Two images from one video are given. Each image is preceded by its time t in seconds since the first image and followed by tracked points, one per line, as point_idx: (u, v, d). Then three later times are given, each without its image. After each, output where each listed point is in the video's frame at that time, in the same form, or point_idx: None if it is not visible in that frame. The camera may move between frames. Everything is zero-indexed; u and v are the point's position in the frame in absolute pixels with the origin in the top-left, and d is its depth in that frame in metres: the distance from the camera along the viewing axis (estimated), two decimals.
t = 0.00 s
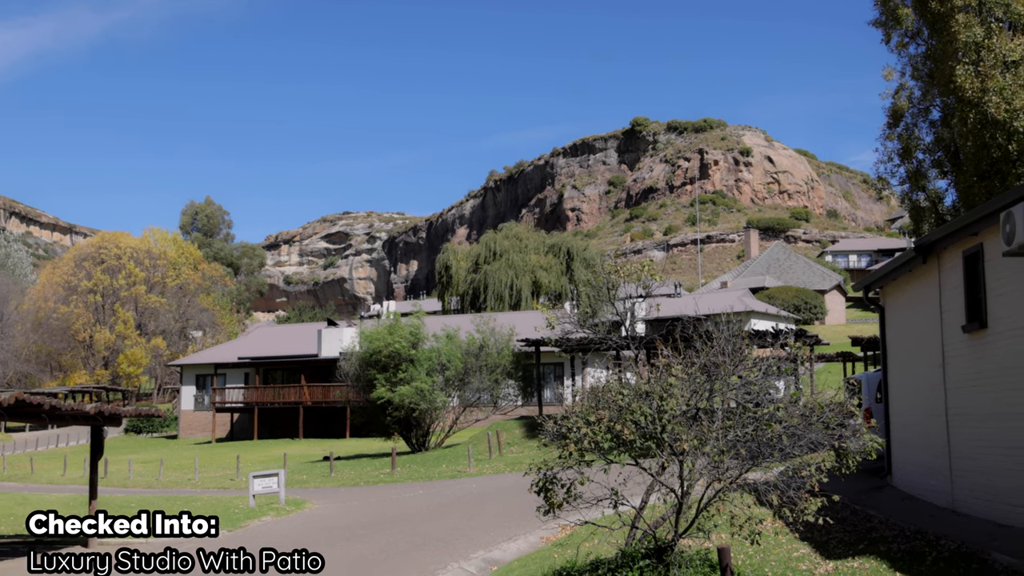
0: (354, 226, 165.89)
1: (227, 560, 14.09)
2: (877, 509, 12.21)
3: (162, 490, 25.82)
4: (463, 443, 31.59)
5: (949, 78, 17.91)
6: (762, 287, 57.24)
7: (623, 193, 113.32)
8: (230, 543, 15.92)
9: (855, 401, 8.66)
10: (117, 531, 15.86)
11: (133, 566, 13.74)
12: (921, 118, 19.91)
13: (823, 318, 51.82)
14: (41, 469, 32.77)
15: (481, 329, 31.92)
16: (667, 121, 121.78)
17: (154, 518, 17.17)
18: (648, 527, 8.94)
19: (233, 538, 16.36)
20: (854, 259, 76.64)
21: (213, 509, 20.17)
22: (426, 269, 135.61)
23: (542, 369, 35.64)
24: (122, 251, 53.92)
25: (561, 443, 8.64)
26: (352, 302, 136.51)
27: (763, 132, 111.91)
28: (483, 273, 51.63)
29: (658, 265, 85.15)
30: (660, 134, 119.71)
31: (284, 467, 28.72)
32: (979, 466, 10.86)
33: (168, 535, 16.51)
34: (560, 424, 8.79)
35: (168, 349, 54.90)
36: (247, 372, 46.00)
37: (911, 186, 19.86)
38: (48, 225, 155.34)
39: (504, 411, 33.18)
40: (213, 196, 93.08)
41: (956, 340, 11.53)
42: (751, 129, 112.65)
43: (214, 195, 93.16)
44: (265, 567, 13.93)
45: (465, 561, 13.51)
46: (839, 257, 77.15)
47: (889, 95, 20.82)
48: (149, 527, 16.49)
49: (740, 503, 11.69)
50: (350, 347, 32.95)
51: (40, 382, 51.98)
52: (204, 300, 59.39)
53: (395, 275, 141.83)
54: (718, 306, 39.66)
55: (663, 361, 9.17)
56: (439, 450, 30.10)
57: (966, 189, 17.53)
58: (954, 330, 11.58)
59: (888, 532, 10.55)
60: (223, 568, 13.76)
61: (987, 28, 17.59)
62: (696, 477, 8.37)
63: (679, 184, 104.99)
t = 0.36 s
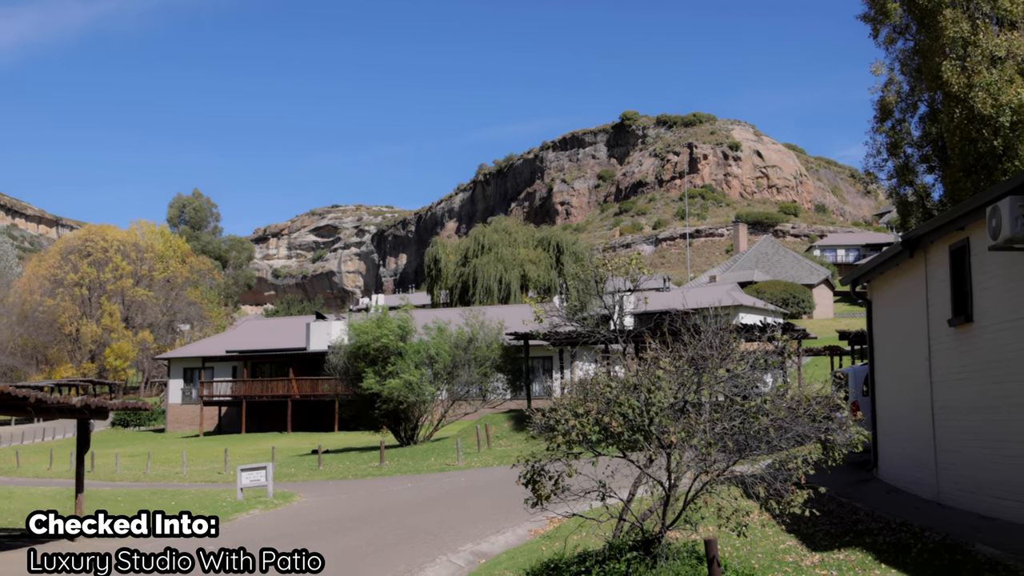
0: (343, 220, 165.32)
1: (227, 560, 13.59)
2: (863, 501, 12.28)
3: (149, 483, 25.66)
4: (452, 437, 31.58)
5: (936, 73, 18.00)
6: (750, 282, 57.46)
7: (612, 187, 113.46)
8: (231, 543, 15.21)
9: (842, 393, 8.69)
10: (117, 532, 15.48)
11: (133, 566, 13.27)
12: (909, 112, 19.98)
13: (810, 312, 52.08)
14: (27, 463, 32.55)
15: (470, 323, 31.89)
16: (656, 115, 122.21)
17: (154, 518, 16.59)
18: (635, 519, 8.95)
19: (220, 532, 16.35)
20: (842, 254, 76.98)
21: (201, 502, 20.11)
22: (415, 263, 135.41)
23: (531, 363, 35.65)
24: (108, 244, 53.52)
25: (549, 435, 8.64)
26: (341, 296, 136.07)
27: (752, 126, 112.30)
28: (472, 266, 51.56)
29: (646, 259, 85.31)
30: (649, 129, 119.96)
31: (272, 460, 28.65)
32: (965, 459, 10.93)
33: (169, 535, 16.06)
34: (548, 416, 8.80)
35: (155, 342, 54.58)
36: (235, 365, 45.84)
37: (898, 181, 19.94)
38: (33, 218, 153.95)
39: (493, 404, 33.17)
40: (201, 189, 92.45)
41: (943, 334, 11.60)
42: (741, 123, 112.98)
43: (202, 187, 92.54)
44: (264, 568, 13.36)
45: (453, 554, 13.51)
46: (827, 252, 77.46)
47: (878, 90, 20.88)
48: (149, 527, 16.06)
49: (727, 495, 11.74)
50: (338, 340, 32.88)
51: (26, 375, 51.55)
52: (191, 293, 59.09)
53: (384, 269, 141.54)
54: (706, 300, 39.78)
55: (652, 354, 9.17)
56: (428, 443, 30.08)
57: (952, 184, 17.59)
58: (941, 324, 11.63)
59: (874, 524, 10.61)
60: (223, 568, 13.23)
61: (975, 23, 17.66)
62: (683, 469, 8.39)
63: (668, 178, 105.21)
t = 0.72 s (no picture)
0: (324, 213, 164.46)
1: (227, 561, 13.02)
2: (841, 493, 12.37)
3: (128, 477, 25.39)
4: (433, 430, 31.51)
5: (915, 69, 18.13)
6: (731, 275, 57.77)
7: (594, 181, 113.62)
8: (231, 543, 14.55)
9: (820, 386, 8.70)
10: (117, 532, 15.00)
11: (133, 566, 12.91)
12: (888, 107, 20.09)
13: (791, 306, 52.44)
14: (4, 457, 32.16)
15: (451, 316, 31.83)
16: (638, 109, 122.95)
17: (155, 517, 15.92)
18: (615, 510, 8.94)
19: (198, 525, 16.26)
20: (823, 248, 77.50)
21: (180, 496, 19.97)
22: (397, 256, 135.03)
23: (512, 356, 35.63)
24: (86, 236, 52.92)
25: (529, 426, 8.62)
26: (321, 289, 135.30)
27: (733, 121, 112.85)
28: (453, 259, 51.39)
29: (628, 253, 85.54)
30: (631, 122, 120.37)
31: (252, 453, 28.49)
32: (942, 450, 11.02)
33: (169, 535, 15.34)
34: (528, 407, 8.78)
35: (134, 335, 54.02)
36: (215, 358, 45.48)
37: (878, 176, 20.07)
38: (10, 210, 151.86)
39: (474, 397, 33.12)
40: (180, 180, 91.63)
41: (921, 327, 11.69)
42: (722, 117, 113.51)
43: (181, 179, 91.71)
44: (264, 568, 12.82)
45: (433, 547, 13.49)
46: (807, 246, 77.98)
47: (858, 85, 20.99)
48: (149, 526, 15.36)
49: (707, 487, 11.80)
50: (319, 333, 32.72)
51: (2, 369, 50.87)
52: (171, 286, 58.56)
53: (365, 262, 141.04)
54: (686, 293, 39.94)
55: (632, 347, 9.17)
56: (409, 436, 29.99)
57: (931, 179, 17.64)
58: (919, 318, 11.72)
59: (852, 516, 10.68)
60: (223, 569, 12.74)
61: (953, 19, 17.79)
62: (663, 461, 8.39)
63: (650, 172, 105.53)
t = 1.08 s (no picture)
0: (302, 200, 163.26)
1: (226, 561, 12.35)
2: (816, 480, 12.49)
3: (103, 466, 25.13)
4: (411, 418, 31.46)
5: (891, 59, 18.22)
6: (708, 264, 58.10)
7: (573, 169, 113.65)
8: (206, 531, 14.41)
9: (796, 373, 8.72)
10: (117, 532, 14.32)
11: (132, 567, 12.39)
12: (865, 97, 20.18)
13: (767, 295, 52.87)
14: None
15: (429, 304, 31.74)
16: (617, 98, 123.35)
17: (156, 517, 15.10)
18: (593, 497, 8.94)
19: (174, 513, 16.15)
20: (800, 237, 78.04)
21: (156, 484, 19.79)
22: (375, 244, 134.52)
23: (491, 344, 35.62)
24: (60, 223, 52.19)
25: (506, 413, 8.61)
26: (299, 277, 134.23)
27: (712, 110, 113.33)
28: (431, 248, 51.17)
29: (607, 241, 85.72)
30: (609, 111, 120.74)
31: (229, 441, 28.31)
32: (916, 437, 11.13)
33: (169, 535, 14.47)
34: (505, 395, 8.76)
35: (109, 324, 53.33)
36: (191, 346, 45.07)
37: (855, 165, 20.18)
38: None
39: (452, 386, 33.10)
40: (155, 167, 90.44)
41: (896, 316, 11.79)
42: (701, 107, 113.96)
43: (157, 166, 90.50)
44: (264, 568, 12.11)
45: (411, 534, 13.47)
46: (784, 235, 78.52)
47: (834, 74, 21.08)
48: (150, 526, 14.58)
49: (683, 474, 11.87)
50: (296, 321, 32.52)
51: None
52: (146, 274, 57.91)
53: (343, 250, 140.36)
54: (663, 281, 40.14)
55: (610, 334, 9.16)
56: (387, 424, 29.91)
57: (906, 169, 17.69)
58: (894, 306, 11.82)
59: (826, 502, 10.79)
60: (222, 569, 12.12)
61: (929, 10, 17.89)
62: (640, 449, 8.41)
63: (629, 161, 105.81)
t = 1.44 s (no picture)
0: (280, 188, 161.98)
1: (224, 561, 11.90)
2: (792, 469, 12.59)
3: (77, 453, 24.84)
4: (389, 406, 31.37)
5: (871, 51, 18.32)
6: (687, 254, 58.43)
7: (553, 158, 113.59)
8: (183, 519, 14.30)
9: (773, 362, 8.74)
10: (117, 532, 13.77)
11: (133, 566, 11.92)
12: (842, 89, 20.30)
13: (745, 286, 53.23)
14: None
15: (408, 292, 31.63)
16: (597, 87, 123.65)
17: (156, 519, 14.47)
18: (570, 485, 8.95)
19: (151, 502, 16.01)
20: (778, 228, 78.56)
21: (132, 472, 19.60)
22: (353, 233, 134.14)
23: (470, 333, 35.60)
24: (35, 209, 51.32)
25: (484, 401, 8.59)
26: (277, 265, 133.12)
27: (692, 101, 113.73)
28: (410, 236, 50.93)
29: (586, 231, 85.86)
30: (590, 101, 120.90)
31: (206, 429, 28.07)
32: (890, 426, 11.25)
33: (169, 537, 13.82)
34: (483, 384, 8.75)
35: (84, 311, 52.62)
36: (168, 333, 44.64)
37: (833, 157, 20.30)
38: None
39: (431, 374, 33.03)
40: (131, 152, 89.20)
41: (872, 306, 11.89)
42: (681, 97, 114.33)
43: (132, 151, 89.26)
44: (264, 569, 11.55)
45: (388, 522, 13.44)
46: (763, 226, 78.99)
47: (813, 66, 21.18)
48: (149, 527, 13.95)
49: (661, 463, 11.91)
50: (275, 308, 32.31)
51: None
52: (122, 261, 57.20)
53: (322, 238, 139.77)
54: (642, 271, 40.31)
55: (588, 323, 9.14)
56: (365, 412, 29.83)
57: (884, 160, 17.83)
58: (870, 297, 11.92)
59: (801, 491, 10.89)
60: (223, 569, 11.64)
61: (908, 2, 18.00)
62: (616, 437, 8.41)
63: (608, 151, 105.99)
